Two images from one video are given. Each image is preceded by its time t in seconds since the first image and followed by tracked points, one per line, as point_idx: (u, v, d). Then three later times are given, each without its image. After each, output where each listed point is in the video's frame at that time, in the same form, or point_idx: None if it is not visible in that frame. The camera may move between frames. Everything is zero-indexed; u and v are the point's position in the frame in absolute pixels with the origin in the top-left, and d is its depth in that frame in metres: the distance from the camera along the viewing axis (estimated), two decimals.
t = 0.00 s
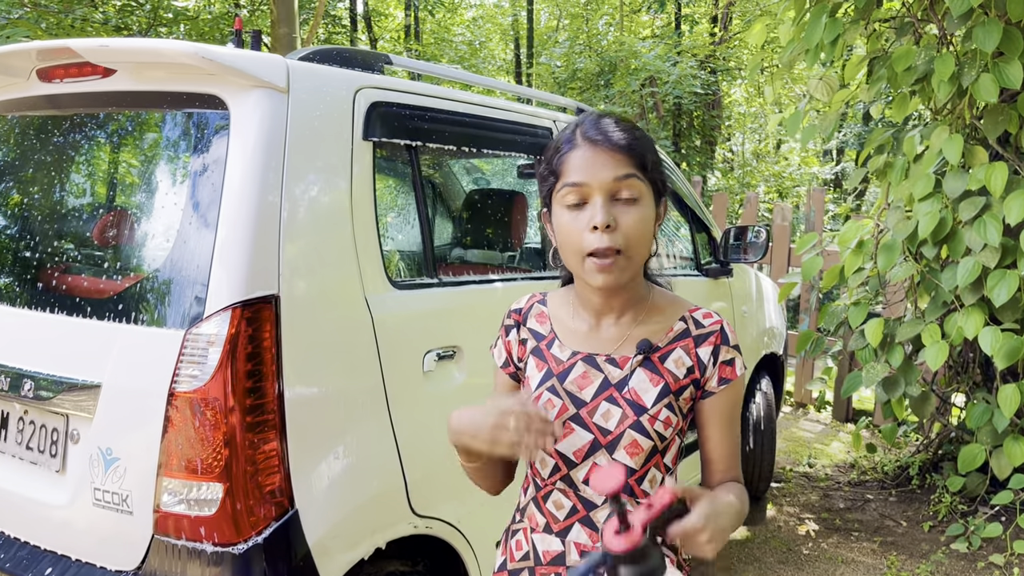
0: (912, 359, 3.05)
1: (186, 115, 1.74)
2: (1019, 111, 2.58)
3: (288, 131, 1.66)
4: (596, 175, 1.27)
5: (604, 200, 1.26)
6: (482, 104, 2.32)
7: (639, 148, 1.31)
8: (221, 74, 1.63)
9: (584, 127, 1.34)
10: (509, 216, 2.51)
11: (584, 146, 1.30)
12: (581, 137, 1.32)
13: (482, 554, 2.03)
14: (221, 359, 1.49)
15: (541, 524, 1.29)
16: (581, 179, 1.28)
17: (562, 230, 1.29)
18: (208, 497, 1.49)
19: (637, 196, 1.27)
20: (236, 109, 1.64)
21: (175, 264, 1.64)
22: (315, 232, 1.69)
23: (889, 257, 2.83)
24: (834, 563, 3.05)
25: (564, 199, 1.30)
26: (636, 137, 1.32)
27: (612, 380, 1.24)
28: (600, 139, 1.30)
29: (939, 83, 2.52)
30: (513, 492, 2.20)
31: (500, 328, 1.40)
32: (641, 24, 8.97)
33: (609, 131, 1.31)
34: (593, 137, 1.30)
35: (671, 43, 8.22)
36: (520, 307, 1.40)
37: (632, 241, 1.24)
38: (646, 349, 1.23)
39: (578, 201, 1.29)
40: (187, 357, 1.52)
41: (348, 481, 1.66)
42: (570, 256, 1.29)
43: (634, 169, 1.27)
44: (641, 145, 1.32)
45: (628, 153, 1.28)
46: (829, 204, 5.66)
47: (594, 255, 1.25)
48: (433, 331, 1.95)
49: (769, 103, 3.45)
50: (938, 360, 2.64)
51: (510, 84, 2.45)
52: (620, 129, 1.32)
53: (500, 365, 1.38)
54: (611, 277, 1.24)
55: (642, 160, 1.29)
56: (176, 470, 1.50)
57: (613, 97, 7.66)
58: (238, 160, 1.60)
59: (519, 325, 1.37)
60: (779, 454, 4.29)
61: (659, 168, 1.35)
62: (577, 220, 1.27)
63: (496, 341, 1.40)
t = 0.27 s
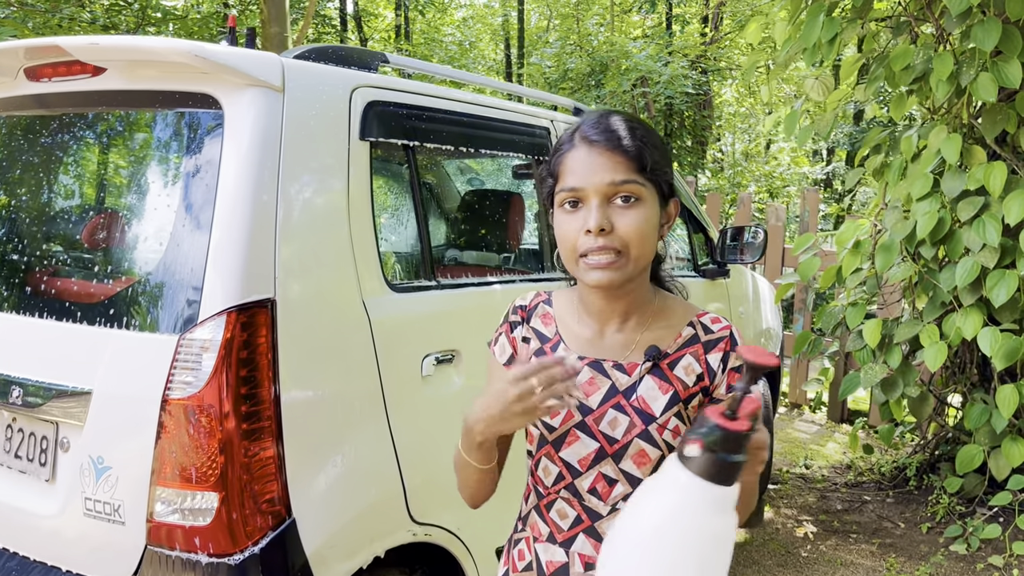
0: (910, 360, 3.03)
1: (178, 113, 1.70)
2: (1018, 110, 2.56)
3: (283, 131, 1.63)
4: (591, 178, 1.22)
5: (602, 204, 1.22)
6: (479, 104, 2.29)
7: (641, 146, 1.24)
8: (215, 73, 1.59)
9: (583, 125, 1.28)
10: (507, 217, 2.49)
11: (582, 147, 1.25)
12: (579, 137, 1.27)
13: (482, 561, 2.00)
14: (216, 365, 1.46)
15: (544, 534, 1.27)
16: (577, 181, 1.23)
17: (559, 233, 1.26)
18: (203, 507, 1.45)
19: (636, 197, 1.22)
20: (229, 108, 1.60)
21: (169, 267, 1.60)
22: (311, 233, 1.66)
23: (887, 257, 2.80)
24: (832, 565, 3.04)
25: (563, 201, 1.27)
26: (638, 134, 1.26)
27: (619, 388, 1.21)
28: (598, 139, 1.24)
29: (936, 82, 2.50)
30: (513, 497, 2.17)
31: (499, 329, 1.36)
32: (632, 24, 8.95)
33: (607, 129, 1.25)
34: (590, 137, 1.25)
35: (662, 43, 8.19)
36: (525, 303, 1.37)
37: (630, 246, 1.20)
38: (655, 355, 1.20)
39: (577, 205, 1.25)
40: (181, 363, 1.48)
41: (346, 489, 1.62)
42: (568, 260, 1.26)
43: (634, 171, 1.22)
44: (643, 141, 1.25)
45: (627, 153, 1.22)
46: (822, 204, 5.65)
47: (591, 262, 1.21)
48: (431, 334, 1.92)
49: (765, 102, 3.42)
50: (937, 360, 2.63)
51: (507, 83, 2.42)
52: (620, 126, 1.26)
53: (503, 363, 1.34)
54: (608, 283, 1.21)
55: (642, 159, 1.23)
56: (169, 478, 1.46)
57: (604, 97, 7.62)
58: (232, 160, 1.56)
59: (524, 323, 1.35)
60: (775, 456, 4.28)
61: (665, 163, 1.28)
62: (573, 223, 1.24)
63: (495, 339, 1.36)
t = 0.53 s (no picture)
0: (909, 360, 3.02)
1: (172, 112, 1.66)
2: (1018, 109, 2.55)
3: (281, 129, 1.59)
4: (600, 199, 1.19)
5: (612, 224, 1.19)
6: (479, 102, 2.26)
7: (655, 163, 1.20)
8: (211, 70, 1.55)
9: (595, 136, 1.24)
10: (507, 217, 2.46)
11: (592, 162, 1.21)
12: (589, 152, 1.22)
13: (484, 566, 1.98)
14: (214, 370, 1.42)
15: (557, 548, 1.25)
16: (587, 199, 1.21)
17: (567, 248, 1.24)
18: (201, 515, 1.41)
19: (648, 218, 1.19)
20: (226, 106, 1.57)
21: (164, 269, 1.56)
22: (311, 234, 1.63)
23: (886, 257, 2.79)
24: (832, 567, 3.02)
25: (571, 216, 1.24)
26: (652, 149, 1.22)
27: (630, 400, 1.18)
28: (609, 156, 1.20)
29: (936, 81, 2.48)
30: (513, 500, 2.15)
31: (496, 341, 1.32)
32: (623, 24, 8.93)
33: (621, 143, 1.21)
34: (602, 153, 1.21)
35: (654, 42, 8.16)
36: (522, 314, 1.32)
37: (639, 268, 1.18)
38: (666, 366, 1.18)
39: (586, 220, 1.22)
40: (177, 368, 1.44)
41: (347, 497, 1.59)
42: (576, 275, 1.24)
43: (648, 190, 1.19)
44: (657, 158, 1.21)
45: (640, 172, 1.19)
46: (816, 203, 5.65)
47: (600, 281, 1.19)
48: (432, 336, 1.89)
49: (761, 101, 3.40)
50: (938, 361, 2.62)
51: (506, 81, 2.39)
52: (634, 140, 1.21)
53: (502, 375, 1.32)
54: (616, 303, 1.19)
55: (656, 178, 1.19)
56: (166, 486, 1.42)
57: (596, 97, 7.59)
58: (229, 159, 1.53)
59: (521, 335, 1.29)
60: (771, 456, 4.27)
61: (680, 178, 1.25)
62: (580, 241, 1.22)
63: (494, 351, 1.32)
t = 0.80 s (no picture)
0: (906, 358, 3.02)
1: (165, 108, 1.62)
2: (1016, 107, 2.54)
3: (280, 127, 1.56)
4: (600, 197, 1.16)
5: (613, 222, 1.16)
6: (478, 99, 2.24)
7: (655, 159, 1.18)
8: (207, 64, 1.52)
9: (591, 134, 1.21)
10: (505, 216, 2.44)
11: (591, 160, 1.18)
12: (587, 150, 1.19)
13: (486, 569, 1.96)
14: (212, 373, 1.39)
15: (567, 556, 1.22)
16: (586, 197, 1.17)
17: (566, 248, 1.21)
18: (199, 520, 1.38)
19: (650, 215, 1.16)
20: (222, 102, 1.53)
21: (158, 269, 1.53)
22: (310, 233, 1.59)
23: (884, 256, 2.79)
24: (830, 567, 3.01)
25: (570, 216, 1.21)
26: (651, 145, 1.19)
27: (638, 405, 1.16)
28: (609, 153, 1.17)
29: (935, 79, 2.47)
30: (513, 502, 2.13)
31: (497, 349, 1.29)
32: (613, 23, 8.91)
33: (619, 140, 1.18)
34: (600, 150, 1.18)
35: (645, 41, 8.13)
36: (523, 321, 1.29)
37: (643, 267, 1.15)
38: (675, 370, 1.16)
39: (586, 220, 1.19)
40: (174, 370, 1.41)
41: (348, 501, 1.56)
42: (577, 277, 1.21)
43: (648, 186, 1.16)
44: (657, 153, 1.19)
45: (641, 168, 1.16)
46: (808, 203, 5.65)
47: (603, 283, 1.16)
48: (433, 336, 1.87)
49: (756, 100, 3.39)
50: (937, 360, 2.61)
51: (503, 78, 2.37)
52: (633, 136, 1.19)
53: (508, 384, 1.29)
54: (621, 304, 1.16)
55: (656, 174, 1.17)
56: (163, 491, 1.39)
57: (587, 97, 7.56)
58: (226, 157, 1.49)
59: (525, 342, 1.27)
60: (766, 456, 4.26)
61: (680, 173, 1.22)
62: (581, 241, 1.18)
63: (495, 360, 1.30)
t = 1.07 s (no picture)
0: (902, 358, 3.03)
1: (159, 106, 1.59)
2: (1011, 106, 2.55)
3: (278, 125, 1.53)
4: (621, 180, 1.16)
5: (631, 207, 1.15)
6: (476, 97, 2.22)
7: (674, 149, 1.19)
8: (204, 61, 1.49)
9: (611, 120, 1.22)
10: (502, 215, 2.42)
11: (612, 144, 1.18)
12: (608, 133, 1.19)
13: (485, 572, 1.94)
14: (208, 375, 1.36)
15: (571, 560, 1.21)
16: (604, 181, 1.17)
17: (579, 234, 1.19)
18: (196, 526, 1.35)
19: (667, 203, 1.16)
20: (219, 99, 1.50)
21: (152, 270, 1.50)
22: (308, 232, 1.57)
23: (880, 255, 2.79)
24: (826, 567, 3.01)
25: (585, 201, 1.20)
26: (670, 135, 1.20)
27: (642, 402, 1.14)
28: (630, 137, 1.18)
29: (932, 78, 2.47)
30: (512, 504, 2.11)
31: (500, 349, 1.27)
32: (604, 22, 8.90)
33: (640, 127, 1.19)
34: (622, 134, 1.18)
35: (635, 41, 8.12)
36: (526, 319, 1.27)
37: (656, 255, 1.14)
38: (678, 365, 1.15)
39: (601, 205, 1.18)
40: (169, 373, 1.38)
41: (347, 504, 1.54)
42: (587, 265, 1.19)
43: (666, 174, 1.17)
44: (675, 144, 1.20)
45: (661, 156, 1.17)
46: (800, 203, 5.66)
47: (617, 269, 1.14)
48: (431, 337, 1.85)
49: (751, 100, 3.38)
50: (934, 360, 2.61)
51: (499, 76, 2.35)
52: (653, 124, 1.20)
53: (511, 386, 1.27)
54: (632, 293, 1.15)
55: (675, 163, 1.18)
56: (159, 495, 1.36)
57: (577, 97, 7.54)
58: (223, 156, 1.46)
59: (527, 342, 1.25)
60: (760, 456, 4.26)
61: (693, 167, 1.24)
62: (595, 226, 1.17)
63: (497, 360, 1.27)
